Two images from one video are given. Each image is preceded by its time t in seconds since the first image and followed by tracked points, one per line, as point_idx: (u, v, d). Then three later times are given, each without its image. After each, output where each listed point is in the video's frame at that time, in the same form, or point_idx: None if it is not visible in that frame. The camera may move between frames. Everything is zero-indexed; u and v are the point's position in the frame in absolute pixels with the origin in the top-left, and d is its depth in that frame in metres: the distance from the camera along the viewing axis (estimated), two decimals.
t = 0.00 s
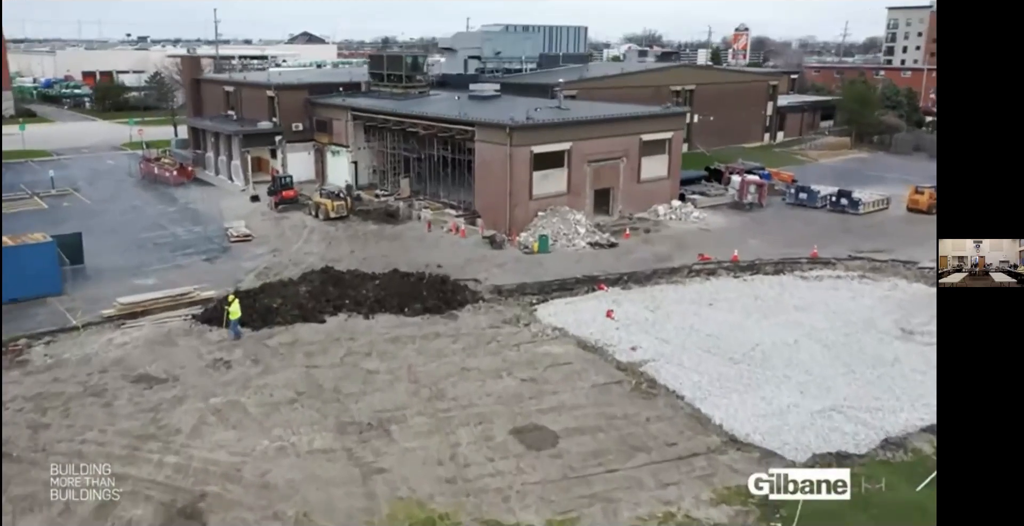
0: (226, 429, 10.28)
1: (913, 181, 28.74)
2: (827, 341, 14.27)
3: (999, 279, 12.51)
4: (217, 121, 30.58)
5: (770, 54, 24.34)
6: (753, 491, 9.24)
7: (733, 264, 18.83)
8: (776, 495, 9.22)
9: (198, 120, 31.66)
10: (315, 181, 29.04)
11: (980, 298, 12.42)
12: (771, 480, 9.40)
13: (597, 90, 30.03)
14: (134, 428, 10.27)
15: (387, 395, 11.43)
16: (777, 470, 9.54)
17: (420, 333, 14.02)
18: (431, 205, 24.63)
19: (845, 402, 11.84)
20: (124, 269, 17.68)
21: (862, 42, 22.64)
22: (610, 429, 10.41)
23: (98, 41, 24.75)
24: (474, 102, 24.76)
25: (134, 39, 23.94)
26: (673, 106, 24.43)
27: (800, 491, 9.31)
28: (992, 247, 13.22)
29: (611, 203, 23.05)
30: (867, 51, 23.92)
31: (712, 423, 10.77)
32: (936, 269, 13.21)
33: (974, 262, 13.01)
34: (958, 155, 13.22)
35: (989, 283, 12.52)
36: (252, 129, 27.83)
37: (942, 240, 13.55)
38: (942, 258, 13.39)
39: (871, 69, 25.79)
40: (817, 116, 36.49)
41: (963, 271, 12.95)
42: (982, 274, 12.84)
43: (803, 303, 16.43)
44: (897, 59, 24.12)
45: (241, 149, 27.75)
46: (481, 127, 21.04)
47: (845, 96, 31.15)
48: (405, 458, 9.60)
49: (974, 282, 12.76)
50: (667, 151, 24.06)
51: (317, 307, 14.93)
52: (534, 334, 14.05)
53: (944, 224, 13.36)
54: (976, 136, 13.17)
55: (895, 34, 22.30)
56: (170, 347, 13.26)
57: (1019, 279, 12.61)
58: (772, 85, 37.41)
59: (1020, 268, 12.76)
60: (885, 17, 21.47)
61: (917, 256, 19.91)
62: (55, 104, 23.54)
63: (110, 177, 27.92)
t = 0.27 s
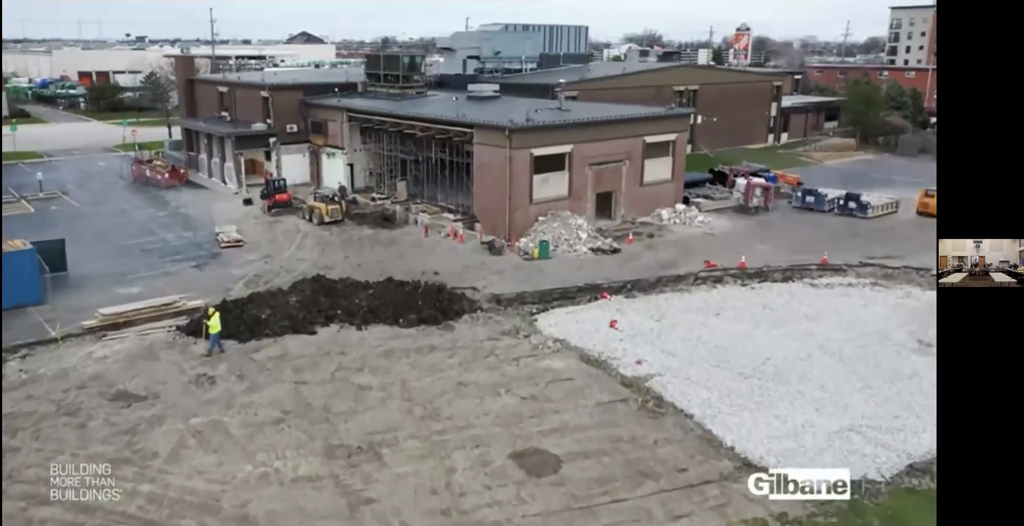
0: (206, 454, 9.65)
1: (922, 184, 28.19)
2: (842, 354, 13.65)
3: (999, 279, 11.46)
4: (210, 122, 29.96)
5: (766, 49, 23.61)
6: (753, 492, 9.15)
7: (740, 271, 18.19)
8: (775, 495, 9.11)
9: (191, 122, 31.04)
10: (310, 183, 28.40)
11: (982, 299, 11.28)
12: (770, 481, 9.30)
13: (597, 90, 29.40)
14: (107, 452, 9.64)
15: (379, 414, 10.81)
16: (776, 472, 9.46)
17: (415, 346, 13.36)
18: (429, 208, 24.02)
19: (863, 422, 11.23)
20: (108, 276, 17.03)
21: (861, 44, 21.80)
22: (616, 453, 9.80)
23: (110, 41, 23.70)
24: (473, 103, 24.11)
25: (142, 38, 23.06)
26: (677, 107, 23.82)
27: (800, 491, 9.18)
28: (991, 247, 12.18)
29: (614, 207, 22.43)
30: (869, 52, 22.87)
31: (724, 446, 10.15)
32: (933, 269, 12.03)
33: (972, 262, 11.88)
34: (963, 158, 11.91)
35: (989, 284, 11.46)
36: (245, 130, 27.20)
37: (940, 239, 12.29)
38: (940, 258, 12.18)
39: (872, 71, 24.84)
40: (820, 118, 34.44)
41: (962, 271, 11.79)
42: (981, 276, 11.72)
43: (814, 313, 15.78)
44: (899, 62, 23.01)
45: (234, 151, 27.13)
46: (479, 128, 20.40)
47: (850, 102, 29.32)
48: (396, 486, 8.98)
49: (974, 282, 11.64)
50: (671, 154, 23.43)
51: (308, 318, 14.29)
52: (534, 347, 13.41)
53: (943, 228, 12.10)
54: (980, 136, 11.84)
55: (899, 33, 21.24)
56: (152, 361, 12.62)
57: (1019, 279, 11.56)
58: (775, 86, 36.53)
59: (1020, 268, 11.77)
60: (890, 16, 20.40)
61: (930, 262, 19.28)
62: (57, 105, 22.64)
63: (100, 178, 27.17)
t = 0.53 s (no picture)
0: (175, 493, 8.83)
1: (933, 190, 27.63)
2: (863, 374, 12.84)
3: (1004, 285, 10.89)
4: (200, 124, 29.08)
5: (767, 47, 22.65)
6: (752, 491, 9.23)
7: (751, 282, 17.32)
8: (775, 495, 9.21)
9: (182, 124, 30.11)
10: (303, 188, 27.54)
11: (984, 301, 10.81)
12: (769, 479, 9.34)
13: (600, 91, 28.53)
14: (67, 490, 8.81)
15: (366, 444, 9.98)
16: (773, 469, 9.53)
17: (407, 366, 12.50)
18: (425, 214, 23.18)
19: (891, 452, 10.43)
20: (86, 287, 16.16)
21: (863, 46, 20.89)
22: (624, 491, 8.99)
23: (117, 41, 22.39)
24: (472, 105, 23.25)
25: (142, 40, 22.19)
26: (683, 109, 22.97)
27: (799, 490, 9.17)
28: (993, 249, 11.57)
29: (617, 213, 21.59)
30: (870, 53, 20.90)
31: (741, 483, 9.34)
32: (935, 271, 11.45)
33: (974, 262, 11.33)
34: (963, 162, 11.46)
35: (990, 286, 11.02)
36: (236, 133, 26.33)
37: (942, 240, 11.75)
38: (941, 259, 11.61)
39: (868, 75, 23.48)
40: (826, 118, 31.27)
41: (963, 272, 11.25)
42: (982, 276, 11.22)
43: (831, 327, 14.92)
44: (902, 65, 21.08)
45: (224, 155, 26.26)
46: (477, 131, 19.53)
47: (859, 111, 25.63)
48: None
49: (974, 282, 11.09)
50: (677, 158, 22.58)
51: (294, 334, 13.44)
52: (535, 367, 12.57)
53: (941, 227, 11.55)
54: (991, 144, 11.32)
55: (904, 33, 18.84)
56: (125, 383, 11.77)
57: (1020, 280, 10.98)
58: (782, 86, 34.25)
59: None
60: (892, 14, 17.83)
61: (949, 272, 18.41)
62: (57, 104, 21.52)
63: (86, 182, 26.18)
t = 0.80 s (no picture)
0: None
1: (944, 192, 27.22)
2: (879, 391, 12.28)
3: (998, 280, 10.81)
4: (193, 127, 28.49)
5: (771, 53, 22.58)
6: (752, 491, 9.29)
7: (759, 290, 16.73)
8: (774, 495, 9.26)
9: (175, 126, 29.51)
10: (298, 191, 26.95)
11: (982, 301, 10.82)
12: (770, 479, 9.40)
13: (601, 93, 27.96)
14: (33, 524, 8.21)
15: (356, 471, 9.38)
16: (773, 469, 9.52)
17: (401, 382, 11.92)
18: (422, 219, 22.60)
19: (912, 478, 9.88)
20: (69, 296, 15.55)
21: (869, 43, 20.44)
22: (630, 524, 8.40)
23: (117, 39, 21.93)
24: (470, 106, 22.65)
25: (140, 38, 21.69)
26: (687, 111, 22.40)
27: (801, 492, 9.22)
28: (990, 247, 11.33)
29: (620, 217, 21.01)
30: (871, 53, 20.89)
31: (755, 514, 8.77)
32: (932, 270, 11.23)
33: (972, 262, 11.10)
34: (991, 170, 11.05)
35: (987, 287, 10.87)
36: (229, 135, 25.76)
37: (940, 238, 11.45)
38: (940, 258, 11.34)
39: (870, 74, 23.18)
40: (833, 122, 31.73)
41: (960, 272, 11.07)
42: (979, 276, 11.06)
43: (844, 340, 14.33)
44: (906, 64, 20.87)
45: (217, 157, 25.68)
46: (475, 134, 18.95)
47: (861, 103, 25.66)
48: None
49: (975, 282, 11.00)
50: (681, 161, 22.00)
51: (283, 348, 12.84)
52: (535, 383, 11.98)
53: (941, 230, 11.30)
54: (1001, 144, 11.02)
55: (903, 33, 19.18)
56: (102, 401, 11.16)
57: (1020, 279, 10.92)
58: (786, 87, 34.48)
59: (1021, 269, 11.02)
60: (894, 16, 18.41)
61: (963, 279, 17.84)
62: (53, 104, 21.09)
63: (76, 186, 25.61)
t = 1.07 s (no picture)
0: None
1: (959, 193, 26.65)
2: (906, 419, 11.43)
3: (1000, 279, 10.68)
4: (182, 130, 27.57)
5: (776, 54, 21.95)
6: (753, 491, 9.34)
7: (773, 303, 15.84)
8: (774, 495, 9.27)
9: (165, 129, 28.68)
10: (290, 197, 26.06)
11: (983, 299, 10.45)
12: (770, 480, 9.43)
13: (603, 95, 26.94)
14: None
15: (338, 517, 8.49)
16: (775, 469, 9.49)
17: (392, 410, 11.01)
18: (418, 226, 21.73)
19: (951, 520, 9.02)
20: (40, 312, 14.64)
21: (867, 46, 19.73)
22: None
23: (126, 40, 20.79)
24: (468, 109, 21.76)
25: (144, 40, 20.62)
26: (694, 113, 21.53)
27: (801, 491, 9.26)
28: (992, 247, 11.21)
29: (624, 225, 20.13)
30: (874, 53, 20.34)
31: None
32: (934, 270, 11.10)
33: (974, 262, 11.01)
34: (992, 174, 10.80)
35: (990, 285, 10.67)
36: (218, 139, 24.86)
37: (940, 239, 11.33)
38: (941, 258, 11.21)
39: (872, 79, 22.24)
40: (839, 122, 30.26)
41: (963, 272, 10.97)
42: (981, 275, 10.90)
43: (865, 361, 13.45)
44: (910, 65, 19.82)
45: (206, 162, 24.80)
46: (473, 139, 18.05)
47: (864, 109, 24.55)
48: None
49: (974, 282, 10.84)
50: (687, 166, 21.12)
51: (265, 371, 11.95)
52: (536, 411, 11.09)
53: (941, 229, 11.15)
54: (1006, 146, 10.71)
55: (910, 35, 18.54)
56: (65, 432, 10.25)
57: (1020, 280, 10.76)
58: (791, 88, 33.10)
59: (1021, 269, 10.90)
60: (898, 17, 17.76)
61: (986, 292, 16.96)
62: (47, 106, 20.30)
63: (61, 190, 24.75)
